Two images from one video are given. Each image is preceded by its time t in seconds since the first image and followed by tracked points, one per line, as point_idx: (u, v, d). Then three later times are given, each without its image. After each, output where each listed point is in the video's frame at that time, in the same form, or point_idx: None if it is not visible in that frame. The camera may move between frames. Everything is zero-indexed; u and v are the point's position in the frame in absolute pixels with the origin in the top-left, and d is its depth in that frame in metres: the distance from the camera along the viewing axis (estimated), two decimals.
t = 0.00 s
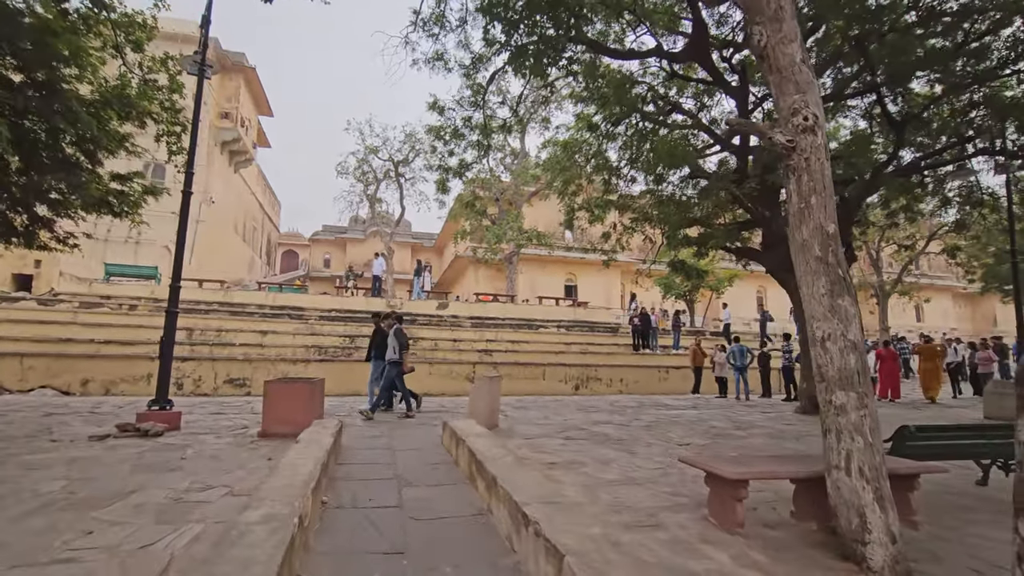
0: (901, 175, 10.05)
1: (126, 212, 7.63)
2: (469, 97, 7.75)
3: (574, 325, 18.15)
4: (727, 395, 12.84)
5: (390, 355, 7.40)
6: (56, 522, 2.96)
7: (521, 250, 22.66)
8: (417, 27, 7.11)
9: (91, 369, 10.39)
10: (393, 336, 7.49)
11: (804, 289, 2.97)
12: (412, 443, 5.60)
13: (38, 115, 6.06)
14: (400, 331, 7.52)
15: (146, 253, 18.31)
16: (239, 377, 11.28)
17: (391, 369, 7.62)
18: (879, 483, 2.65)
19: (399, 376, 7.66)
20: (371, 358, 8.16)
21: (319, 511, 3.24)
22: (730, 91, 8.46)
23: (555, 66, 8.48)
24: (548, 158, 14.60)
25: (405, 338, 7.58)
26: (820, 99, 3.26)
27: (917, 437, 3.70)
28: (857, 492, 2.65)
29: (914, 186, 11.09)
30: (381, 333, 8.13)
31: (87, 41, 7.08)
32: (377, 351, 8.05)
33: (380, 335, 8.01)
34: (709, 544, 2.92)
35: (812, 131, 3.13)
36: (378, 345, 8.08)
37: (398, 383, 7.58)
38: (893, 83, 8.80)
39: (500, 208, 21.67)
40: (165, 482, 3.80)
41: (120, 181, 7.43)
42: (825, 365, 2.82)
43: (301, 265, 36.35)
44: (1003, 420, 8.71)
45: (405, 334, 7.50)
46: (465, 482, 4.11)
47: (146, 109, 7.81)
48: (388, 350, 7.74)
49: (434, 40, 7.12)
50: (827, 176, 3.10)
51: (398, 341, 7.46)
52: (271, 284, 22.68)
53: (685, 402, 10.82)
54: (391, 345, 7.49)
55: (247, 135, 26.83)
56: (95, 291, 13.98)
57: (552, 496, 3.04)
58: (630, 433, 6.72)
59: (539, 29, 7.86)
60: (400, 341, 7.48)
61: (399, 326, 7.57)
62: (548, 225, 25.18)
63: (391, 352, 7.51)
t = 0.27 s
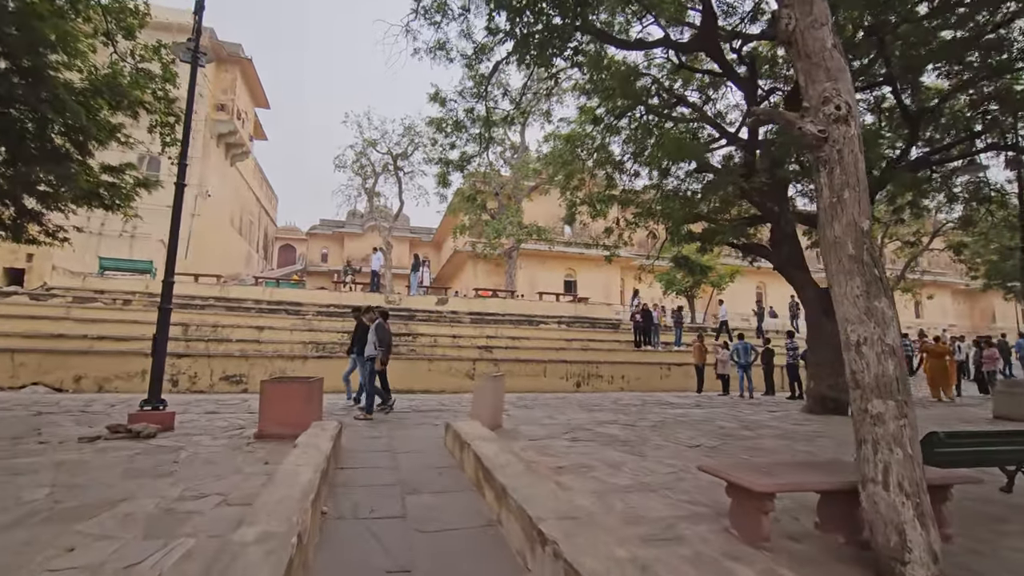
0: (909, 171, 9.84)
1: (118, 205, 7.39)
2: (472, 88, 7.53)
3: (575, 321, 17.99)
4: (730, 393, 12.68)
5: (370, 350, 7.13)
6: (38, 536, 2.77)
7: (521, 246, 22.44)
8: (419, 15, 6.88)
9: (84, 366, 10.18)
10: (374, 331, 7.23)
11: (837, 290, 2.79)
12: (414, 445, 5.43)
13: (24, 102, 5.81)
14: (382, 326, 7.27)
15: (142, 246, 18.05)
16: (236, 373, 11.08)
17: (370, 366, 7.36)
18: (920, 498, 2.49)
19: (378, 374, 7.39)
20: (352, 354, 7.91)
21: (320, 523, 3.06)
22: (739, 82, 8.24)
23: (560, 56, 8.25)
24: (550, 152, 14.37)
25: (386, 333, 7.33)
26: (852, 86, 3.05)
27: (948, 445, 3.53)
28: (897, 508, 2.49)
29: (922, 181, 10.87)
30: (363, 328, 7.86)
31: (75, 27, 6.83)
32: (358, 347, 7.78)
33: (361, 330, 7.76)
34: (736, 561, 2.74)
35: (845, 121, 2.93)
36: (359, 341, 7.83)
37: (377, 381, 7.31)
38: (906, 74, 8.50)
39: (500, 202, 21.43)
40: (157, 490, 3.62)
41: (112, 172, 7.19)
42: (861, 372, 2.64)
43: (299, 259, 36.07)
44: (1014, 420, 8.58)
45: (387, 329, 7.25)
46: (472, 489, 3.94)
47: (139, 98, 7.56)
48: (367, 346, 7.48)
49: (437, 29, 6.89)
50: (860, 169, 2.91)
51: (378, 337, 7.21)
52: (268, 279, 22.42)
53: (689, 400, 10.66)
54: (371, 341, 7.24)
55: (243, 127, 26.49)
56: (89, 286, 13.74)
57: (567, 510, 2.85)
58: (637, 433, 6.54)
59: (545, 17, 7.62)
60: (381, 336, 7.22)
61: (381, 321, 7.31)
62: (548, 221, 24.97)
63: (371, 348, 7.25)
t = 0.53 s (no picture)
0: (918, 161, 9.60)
1: (111, 198, 7.20)
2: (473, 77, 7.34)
3: (576, 315, 17.83)
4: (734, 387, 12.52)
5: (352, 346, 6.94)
6: (17, 544, 2.61)
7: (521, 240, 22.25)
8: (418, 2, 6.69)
9: (79, 364, 10.02)
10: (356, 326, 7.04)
11: (867, 279, 2.62)
12: (416, 444, 5.27)
13: (11, 90, 5.61)
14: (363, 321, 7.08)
15: (139, 243, 17.86)
16: (234, 371, 10.93)
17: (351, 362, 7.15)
18: (959, 500, 2.32)
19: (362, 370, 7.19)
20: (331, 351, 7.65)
21: (317, 527, 2.90)
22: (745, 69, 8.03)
23: (563, 43, 8.03)
24: (551, 145, 14.16)
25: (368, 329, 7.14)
26: (881, 63, 2.87)
27: (975, 442, 3.37)
28: (935, 511, 2.32)
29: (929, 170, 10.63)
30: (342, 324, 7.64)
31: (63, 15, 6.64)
32: (337, 344, 7.52)
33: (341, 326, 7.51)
34: (759, 567, 2.58)
35: (874, 99, 2.75)
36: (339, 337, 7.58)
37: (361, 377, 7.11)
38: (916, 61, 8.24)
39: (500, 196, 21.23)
40: (147, 493, 3.45)
41: (104, 164, 7.00)
42: (893, 366, 2.47)
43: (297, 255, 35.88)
44: None
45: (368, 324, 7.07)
46: (477, 490, 3.77)
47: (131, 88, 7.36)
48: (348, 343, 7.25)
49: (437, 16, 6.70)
50: (890, 150, 2.73)
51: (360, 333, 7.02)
52: (266, 275, 22.24)
53: (693, 395, 10.51)
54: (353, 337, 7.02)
55: (240, 122, 26.25)
56: (85, 283, 13.56)
57: (579, 516, 2.68)
58: (643, 430, 6.37)
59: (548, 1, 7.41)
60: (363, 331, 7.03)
61: (362, 316, 7.11)
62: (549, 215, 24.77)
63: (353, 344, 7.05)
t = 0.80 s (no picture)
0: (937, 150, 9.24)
1: (110, 198, 7.07)
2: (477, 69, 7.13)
3: (584, 313, 17.60)
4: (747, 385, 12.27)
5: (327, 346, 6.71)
6: None
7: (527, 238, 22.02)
8: None
9: (82, 367, 9.92)
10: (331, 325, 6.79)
11: (910, 271, 2.39)
12: (422, 448, 5.07)
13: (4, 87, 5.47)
14: (339, 320, 6.82)
15: (144, 244, 17.80)
16: (238, 372, 10.80)
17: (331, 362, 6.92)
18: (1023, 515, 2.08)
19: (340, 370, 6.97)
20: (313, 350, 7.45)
21: (315, 543, 2.71)
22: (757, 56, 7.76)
23: (569, 33, 7.81)
24: (557, 140, 13.93)
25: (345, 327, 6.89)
26: (920, 35, 2.64)
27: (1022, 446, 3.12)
28: (996, 527, 2.08)
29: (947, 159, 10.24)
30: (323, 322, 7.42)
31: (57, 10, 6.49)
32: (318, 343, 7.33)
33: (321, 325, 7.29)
34: None
35: (914, 75, 2.52)
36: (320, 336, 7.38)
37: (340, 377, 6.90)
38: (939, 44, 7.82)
39: (506, 194, 21.02)
40: (139, 505, 3.28)
41: (101, 163, 6.86)
42: (941, 367, 2.25)
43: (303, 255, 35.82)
44: None
45: (344, 323, 6.81)
46: (485, 499, 3.57)
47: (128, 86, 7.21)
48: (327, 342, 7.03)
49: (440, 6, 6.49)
50: (933, 130, 2.50)
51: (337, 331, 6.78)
52: (272, 275, 22.15)
53: (706, 393, 10.27)
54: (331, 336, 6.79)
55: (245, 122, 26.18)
56: (89, 285, 13.49)
57: (598, 531, 2.48)
58: (656, 430, 6.16)
59: None
60: (339, 330, 6.78)
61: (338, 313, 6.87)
62: (555, 212, 24.53)
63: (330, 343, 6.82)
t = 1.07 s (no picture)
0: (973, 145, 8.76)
1: (118, 214, 7.00)
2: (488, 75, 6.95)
3: (600, 320, 17.32)
4: (769, 393, 11.90)
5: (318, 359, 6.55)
6: None
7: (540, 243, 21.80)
8: None
9: (96, 382, 9.90)
10: (321, 338, 6.64)
11: (974, 295, 2.15)
12: (435, 471, 4.86)
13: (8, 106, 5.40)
14: (330, 332, 6.68)
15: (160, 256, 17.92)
16: (251, 386, 10.70)
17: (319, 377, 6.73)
18: None
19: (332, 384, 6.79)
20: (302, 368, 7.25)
21: None
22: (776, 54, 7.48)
23: (581, 36, 7.59)
24: (569, 144, 13.72)
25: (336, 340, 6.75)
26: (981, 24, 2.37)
27: None
28: None
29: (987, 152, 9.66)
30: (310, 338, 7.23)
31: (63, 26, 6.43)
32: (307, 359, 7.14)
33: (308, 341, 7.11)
34: None
35: (973, 73, 2.27)
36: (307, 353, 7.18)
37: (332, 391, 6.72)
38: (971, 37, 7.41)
39: (518, 199, 20.83)
40: (137, 543, 3.13)
41: (109, 180, 6.78)
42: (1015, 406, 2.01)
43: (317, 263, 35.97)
44: None
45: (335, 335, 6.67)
46: (501, 533, 3.35)
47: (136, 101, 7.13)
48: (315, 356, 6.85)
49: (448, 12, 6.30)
50: (998, 134, 2.24)
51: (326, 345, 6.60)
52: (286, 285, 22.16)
53: (727, 404, 9.94)
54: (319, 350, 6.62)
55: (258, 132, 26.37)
56: (105, 298, 13.58)
57: None
58: (679, 448, 5.89)
59: None
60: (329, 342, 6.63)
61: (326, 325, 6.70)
62: (568, 217, 24.29)
63: (321, 356, 6.66)
